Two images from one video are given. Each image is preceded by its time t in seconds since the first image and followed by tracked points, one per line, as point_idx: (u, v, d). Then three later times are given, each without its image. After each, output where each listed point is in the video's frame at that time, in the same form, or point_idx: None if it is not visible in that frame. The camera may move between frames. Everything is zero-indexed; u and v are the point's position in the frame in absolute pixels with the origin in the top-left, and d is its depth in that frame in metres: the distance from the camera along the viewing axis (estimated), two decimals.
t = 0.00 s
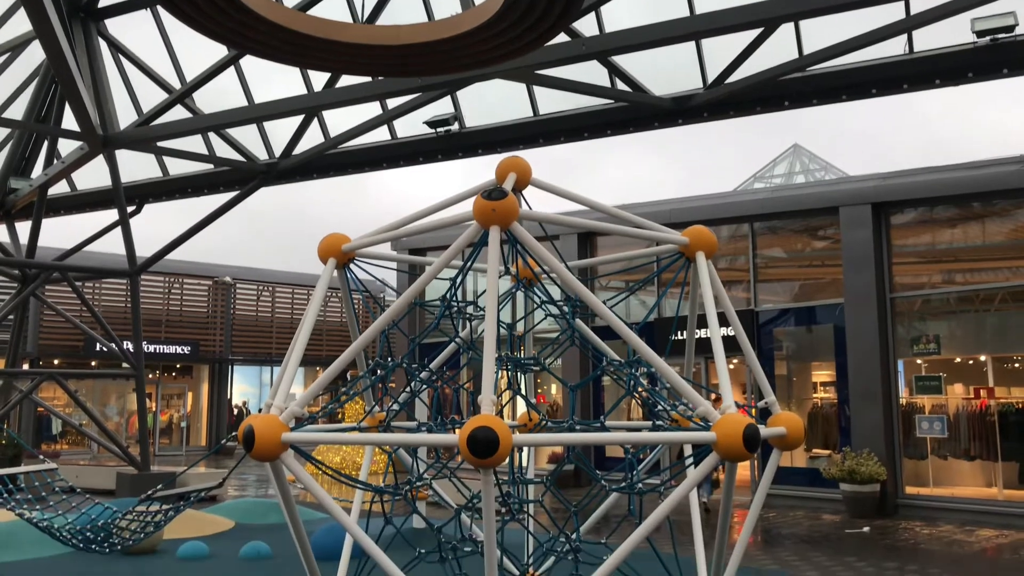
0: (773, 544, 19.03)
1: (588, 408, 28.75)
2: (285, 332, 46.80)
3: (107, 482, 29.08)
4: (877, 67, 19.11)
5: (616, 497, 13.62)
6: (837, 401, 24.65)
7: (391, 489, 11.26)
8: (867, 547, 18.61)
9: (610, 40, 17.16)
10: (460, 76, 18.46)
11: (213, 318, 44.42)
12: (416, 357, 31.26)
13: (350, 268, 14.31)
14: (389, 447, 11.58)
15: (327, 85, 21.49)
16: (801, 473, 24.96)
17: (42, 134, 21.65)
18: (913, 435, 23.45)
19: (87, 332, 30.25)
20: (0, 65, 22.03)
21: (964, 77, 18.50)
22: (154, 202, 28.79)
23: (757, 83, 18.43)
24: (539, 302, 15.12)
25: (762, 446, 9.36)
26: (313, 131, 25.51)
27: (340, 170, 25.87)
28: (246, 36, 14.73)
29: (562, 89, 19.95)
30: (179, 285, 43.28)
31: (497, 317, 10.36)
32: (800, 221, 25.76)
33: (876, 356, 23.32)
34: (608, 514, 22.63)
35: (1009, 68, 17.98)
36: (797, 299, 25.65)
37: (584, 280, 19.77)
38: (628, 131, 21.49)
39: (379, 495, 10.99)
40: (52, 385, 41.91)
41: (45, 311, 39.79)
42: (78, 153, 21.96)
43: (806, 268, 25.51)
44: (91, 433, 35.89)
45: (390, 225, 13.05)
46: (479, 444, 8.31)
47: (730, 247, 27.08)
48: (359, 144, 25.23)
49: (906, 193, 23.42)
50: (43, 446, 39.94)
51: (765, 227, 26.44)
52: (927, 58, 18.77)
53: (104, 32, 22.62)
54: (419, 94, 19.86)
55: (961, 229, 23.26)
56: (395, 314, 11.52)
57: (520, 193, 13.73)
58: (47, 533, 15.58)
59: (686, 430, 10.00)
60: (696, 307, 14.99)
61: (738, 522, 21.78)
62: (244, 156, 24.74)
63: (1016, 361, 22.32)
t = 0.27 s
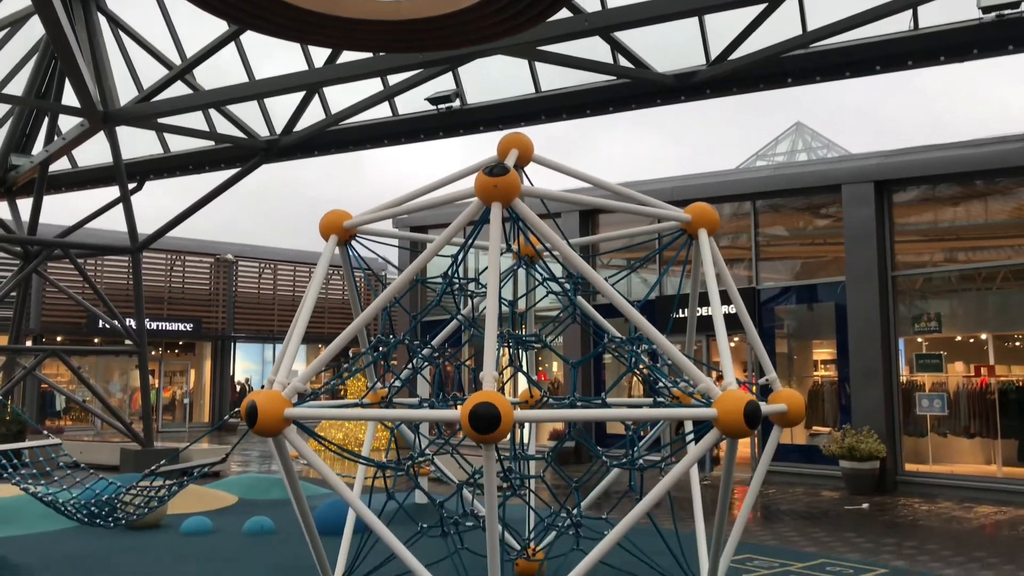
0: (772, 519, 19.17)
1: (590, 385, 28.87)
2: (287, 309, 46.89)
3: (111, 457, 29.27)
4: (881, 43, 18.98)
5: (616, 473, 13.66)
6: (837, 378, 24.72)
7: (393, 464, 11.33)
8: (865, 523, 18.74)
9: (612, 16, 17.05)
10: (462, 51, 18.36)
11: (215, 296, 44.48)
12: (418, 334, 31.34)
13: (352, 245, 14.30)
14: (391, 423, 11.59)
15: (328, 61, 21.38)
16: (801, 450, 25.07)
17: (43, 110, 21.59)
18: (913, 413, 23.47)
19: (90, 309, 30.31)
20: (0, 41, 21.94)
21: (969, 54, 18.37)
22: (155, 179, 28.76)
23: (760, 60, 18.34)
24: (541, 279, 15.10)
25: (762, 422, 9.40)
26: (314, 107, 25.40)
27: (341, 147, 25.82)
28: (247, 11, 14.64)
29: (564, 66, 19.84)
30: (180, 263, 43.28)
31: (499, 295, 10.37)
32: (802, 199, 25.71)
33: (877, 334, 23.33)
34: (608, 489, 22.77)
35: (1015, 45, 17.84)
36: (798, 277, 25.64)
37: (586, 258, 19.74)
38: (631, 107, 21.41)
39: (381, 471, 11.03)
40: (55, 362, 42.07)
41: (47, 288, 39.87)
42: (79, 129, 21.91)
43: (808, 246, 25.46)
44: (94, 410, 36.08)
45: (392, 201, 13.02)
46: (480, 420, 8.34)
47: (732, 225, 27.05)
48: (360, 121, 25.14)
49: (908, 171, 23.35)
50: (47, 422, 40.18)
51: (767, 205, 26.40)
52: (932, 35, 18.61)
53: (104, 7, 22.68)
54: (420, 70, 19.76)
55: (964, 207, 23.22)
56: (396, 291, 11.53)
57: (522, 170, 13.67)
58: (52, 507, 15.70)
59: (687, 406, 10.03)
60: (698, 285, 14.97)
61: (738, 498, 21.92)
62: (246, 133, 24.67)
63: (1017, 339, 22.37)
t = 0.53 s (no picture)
0: (775, 497, 19.24)
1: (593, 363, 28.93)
2: (291, 288, 46.96)
3: (117, 436, 29.42)
4: (888, 19, 18.79)
5: (620, 451, 13.70)
6: (841, 357, 24.73)
7: (397, 442, 11.36)
8: (868, 500, 18.80)
9: None
10: (465, 28, 18.22)
11: (219, 275, 44.52)
12: (421, 313, 31.39)
13: (355, 224, 14.28)
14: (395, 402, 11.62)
15: (330, 38, 21.23)
16: (803, 428, 25.15)
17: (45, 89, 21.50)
18: (916, 391, 23.52)
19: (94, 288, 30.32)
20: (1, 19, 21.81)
21: (976, 29, 18.17)
22: (157, 158, 28.68)
23: (765, 36, 18.20)
24: (545, 258, 15.08)
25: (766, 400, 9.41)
26: (316, 86, 25.28)
27: (344, 125, 25.72)
28: None
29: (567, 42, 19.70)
30: (184, 242, 43.27)
31: (502, 273, 10.34)
32: (807, 177, 25.61)
33: (881, 312, 23.31)
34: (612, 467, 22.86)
35: None
36: (802, 255, 25.59)
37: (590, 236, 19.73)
38: (635, 85, 21.29)
39: (386, 448, 11.08)
40: (60, 341, 42.19)
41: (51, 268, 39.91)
42: (81, 108, 21.83)
43: (812, 224, 25.39)
44: (99, 389, 36.23)
45: (396, 179, 12.96)
46: (485, 399, 8.36)
47: (737, 203, 26.96)
48: (363, 99, 25.01)
49: (914, 148, 23.20)
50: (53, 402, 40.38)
51: (771, 183, 26.30)
52: (939, 10, 18.34)
53: None
54: (423, 48, 19.62)
55: (969, 185, 23.12)
56: (399, 269, 11.51)
57: (526, 147, 13.59)
58: (59, 485, 15.78)
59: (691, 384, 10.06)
60: (702, 263, 14.96)
61: (741, 476, 21.98)
62: (248, 111, 24.58)
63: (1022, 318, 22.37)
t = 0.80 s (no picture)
0: (777, 474, 19.31)
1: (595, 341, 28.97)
2: (293, 267, 46.95)
3: (121, 415, 29.56)
4: None
5: (623, 428, 13.71)
6: (844, 335, 24.72)
7: (400, 419, 11.37)
8: (869, 477, 18.85)
9: None
10: (466, 4, 18.05)
11: (221, 255, 44.52)
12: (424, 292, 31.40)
13: (357, 202, 14.23)
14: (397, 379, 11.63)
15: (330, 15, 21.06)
16: (806, 406, 25.20)
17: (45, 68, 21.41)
18: (918, 369, 23.52)
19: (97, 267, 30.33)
20: None
21: (983, 5, 17.86)
22: (159, 137, 28.58)
23: (769, 11, 18.01)
24: (548, 236, 15.02)
25: (768, 377, 9.40)
26: (317, 63, 25.12)
27: (346, 103, 25.63)
28: None
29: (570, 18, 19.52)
30: (186, 222, 43.23)
31: (505, 252, 10.32)
32: (811, 154, 25.47)
33: (884, 291, 23.27)
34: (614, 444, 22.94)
35: None
36: (805, 233, 25.53)
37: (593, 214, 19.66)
38: (637, 62, 21.14)
39: (389, 426, 11.10)
40: (64, 320, 42.32)
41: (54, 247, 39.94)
42: (81, 87, 21.74)
43: (816, 202, 25.31)
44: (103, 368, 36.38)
45: (398, 156, 12.90)
46: (488, 376, 8.36)
47: (740, 181, 26.85)
48: (364, 77, 24.85)
49: (919, 125, 23.04)
50: (58, 381, 40.59)
51: (775, 160, 26.18)
52: None
53: None
54: (424, 24, 19.45)
55: (974, 162, 22.97)
56: (402, 247, 11.49)
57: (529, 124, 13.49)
58: (65, 463, 15.87)
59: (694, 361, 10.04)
60: (705, 242, 14.89)
61: (744, 453, 22.06)
62: (249, 89, 24.46)
63: None
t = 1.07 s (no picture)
0: (780, 450, 19.39)
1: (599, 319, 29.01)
2: (297, 246, 46.98)
3: (128, 393, 29.74)
4: None
5: (627, 405, 13.75)
6: (848, 312, 24.74)
7: (405, 395, 11.43)
8: (872, 454, 18.91)
9: None
10: None
11: (225, 233, 44.55)
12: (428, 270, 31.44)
13: (362, 179, 14.22)
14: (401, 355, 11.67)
15: None
16: (810, 383, 25.25)
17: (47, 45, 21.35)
18: (922, 346, 23.53)
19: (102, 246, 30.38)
20: None
21: None
22: (162, 115, 28.52)
23: None
24: (552, 213, 15.02)
25: (772, 353, 9.43)
26: (320, 39, 25.00)
27: (348, 80, 25.52)
28: None
29: None
30: (190, 200, 43.24)
31: (509, 229, 10.32)
32: (816, 131, 25.36)
33: (889, 268, 23.25)
34: (618, 421, 23.04)
35: None
36: (809, 211, 25.48)
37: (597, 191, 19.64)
38: (642, 38, 21.00)
39: (393, 402, 11.16)
40: (70, 298, 42.48)
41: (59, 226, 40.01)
42: (83, 64, 21.68)
43: (820, 179, 25.22)
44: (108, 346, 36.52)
45: (402, 133, 12.87)
46: (492, 351, 8.38)
47: (745, 158, 26.76)
48: (367, 54, 24.73)
49: (925, 101, 22.91)
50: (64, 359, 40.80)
51: (780, 138, 26.07)
52: None
53: None
54: None
55: (981, 138, 22.84)
56: (405, 224, 11.49)
57: (533, 100, 13.43)
58: (73, 440, 16.00)
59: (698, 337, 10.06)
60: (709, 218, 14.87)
61: (747, 430, 22.14)
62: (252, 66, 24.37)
63: None
